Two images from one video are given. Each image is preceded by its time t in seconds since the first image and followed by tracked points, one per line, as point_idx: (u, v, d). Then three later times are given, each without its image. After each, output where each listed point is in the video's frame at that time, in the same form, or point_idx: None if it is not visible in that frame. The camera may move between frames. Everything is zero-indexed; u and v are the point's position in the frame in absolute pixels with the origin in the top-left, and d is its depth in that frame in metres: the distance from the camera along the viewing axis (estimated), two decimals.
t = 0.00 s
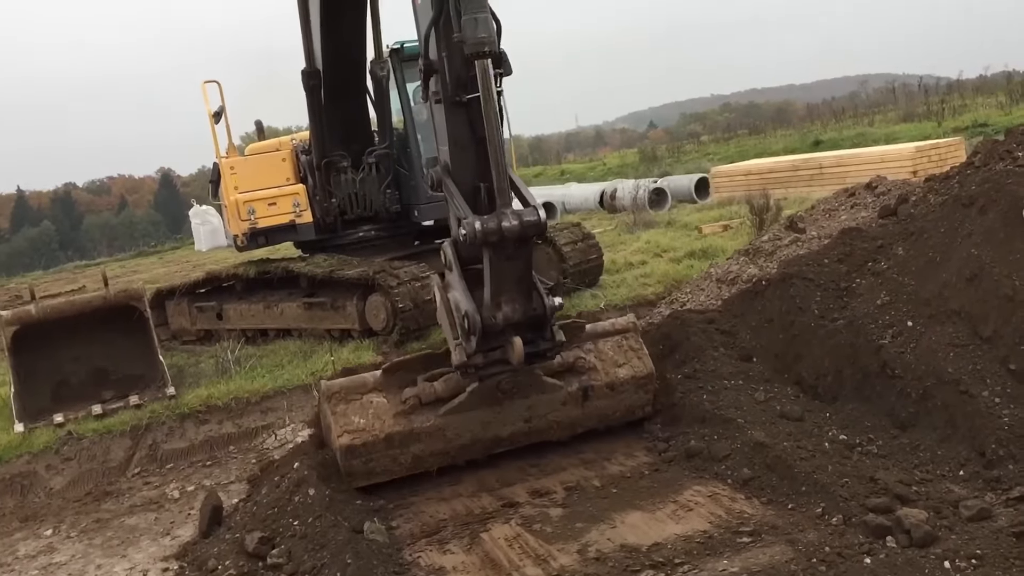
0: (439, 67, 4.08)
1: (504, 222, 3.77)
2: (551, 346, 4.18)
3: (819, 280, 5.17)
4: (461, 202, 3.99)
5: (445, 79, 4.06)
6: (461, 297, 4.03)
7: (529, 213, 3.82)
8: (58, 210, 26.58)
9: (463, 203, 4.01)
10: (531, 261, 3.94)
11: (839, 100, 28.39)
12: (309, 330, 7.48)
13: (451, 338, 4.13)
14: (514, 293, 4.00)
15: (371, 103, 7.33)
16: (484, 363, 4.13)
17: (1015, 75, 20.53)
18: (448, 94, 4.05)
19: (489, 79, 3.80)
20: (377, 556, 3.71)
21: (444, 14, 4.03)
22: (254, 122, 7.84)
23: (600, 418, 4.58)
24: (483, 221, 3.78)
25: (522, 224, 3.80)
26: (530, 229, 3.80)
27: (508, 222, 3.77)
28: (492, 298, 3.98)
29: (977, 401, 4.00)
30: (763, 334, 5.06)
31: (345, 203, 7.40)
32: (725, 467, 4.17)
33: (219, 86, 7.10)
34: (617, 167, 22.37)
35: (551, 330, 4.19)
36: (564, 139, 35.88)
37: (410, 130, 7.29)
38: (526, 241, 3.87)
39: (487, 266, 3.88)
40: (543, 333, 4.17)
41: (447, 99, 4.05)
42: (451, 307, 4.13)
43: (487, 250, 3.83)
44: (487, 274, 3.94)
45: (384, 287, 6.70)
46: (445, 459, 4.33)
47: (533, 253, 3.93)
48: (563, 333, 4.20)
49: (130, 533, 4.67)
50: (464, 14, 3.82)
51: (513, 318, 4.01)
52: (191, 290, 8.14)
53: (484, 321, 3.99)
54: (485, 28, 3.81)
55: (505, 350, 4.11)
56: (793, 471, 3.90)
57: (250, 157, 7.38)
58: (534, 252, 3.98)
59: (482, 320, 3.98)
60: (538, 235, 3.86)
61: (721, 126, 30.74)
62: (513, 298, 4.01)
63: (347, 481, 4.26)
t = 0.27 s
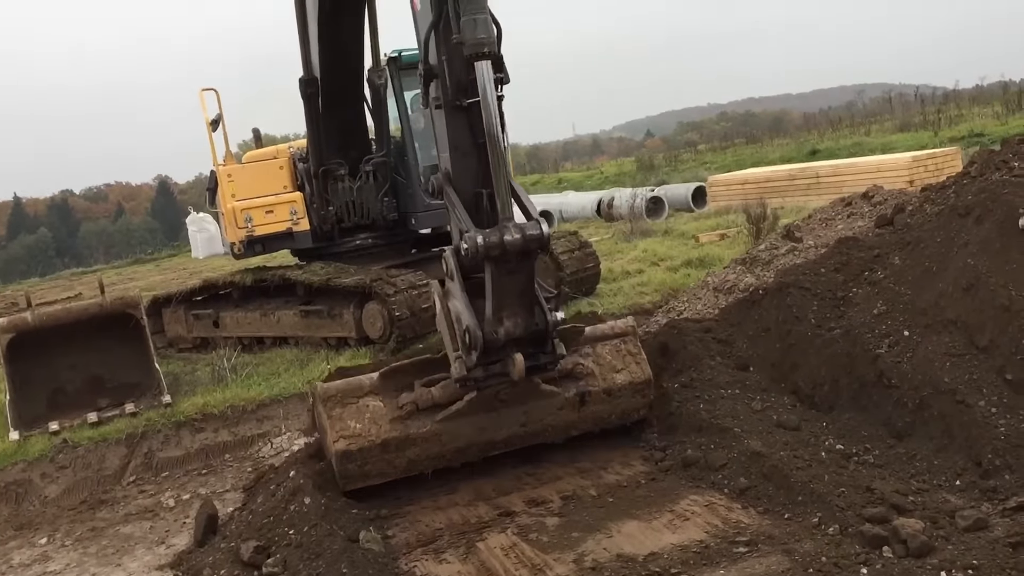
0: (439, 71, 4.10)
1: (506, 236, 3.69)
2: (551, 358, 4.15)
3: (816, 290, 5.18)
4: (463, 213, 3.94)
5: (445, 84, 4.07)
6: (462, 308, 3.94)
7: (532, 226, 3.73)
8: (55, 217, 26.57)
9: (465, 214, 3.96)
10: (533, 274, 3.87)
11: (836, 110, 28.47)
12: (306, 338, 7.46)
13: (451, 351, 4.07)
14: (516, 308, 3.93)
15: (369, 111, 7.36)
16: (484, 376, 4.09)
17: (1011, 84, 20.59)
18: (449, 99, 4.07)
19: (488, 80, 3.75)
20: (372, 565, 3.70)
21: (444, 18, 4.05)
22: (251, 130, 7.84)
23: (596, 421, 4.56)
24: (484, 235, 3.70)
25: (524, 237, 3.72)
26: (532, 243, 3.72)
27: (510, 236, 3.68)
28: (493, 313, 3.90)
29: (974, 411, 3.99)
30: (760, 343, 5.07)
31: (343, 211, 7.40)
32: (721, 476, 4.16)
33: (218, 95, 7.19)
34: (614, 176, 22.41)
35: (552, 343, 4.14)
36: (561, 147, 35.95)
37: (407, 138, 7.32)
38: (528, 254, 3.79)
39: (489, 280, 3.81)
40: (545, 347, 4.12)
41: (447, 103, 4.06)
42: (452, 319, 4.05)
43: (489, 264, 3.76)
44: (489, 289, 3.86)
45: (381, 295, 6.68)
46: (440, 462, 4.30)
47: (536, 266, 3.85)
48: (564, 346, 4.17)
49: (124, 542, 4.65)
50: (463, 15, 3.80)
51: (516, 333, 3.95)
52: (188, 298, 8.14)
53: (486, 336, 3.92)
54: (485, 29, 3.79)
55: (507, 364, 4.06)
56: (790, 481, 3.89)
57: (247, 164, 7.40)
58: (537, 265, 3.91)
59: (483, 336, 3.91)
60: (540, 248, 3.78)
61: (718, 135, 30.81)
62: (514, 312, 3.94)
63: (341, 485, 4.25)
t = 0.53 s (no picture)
0: (438, 76, 4.07)
1: (506, 249, 3.66)
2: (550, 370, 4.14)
3: (811, 298, 5.18)
4: (463, 224, 3.93)
5: (444, 88, 4.04)
6: (461, 319, 3.90)
7: (533, 240, 3.69)
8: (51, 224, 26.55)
9: (465, 224, 3.95)
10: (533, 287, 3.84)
11: (831, 119, 28.55)
12: (301, 346, 7.45)
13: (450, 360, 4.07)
14: (516, 322, 3.93)
15: (365, 118, 7.28)
16: (482, 387, 4.09)
17: (1006, 94, 20.66)
18: (448, 103, 4.03)
19: (485, 81, 3.72)
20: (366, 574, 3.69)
21: (443, 22, 4.03)
22: (249, 138, 7.86)
23: (588, 420, 4.58)
24: (484, 248, 3.66)
25: (525, 251, 3.67)
26: (532, 256, 3.68)
27: (510, 249, 3.64)
28: (493, 327, 3.90)
29: (969, 421, 3.98)
30: (756, 352, 5.07)
31: (339, 219, 7.41)
32: (717, 485, 4.15)
33: (213, 100, 7.24)
34: (610, 184, 22.43)
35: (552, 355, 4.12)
36: (558, 156, 36.01)
37: (404, 146, 7.30)
38: (528, 267, 3.75)
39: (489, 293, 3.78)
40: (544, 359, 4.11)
41: (446, 107, 4.03)
42: (450, 328, 4.03)
43: (489, 277, 3.74)
44: (489, 302, 3.86)
45: (377, 303, 6.66)
46: (433, 460, 4.32)
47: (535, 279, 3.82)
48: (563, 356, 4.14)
49: (118, 550, 4.64)
50: (461, 16, 3.78)
51: (515, 347, 3.95)
52: (183, 305, 8.13)
53: (486, 350, 3.92)
54: (483, 30, 3.76)
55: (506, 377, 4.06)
56: (785, 490, 3.88)
57: (243, 172, 7.41)
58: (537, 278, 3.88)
59: (483, 350, 3.91)
60: (540, 261, 3.74)
61: (714, 144, 30.88)
62: (514, 327, 3.94)
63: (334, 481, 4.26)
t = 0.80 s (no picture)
0: (436, 79, 4.03)
1: (504, 262, 3.65)
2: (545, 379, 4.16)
3: (805, 308, 5.19)
4: (461, 234, 3.85)
5: (442, 91, 3.99)
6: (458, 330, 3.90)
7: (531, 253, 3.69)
8: (46, 230, 26.51)
9: (463, 233, 3.87)
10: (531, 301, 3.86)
11: (827, 129, 28.63)
12: (295, 353, 7.43)
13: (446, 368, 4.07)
14: (513, 335, 3.93)
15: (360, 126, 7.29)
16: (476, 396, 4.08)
17: (1001, 105, 20.73)
18: (445, 106, 3.98)
19: (481, 82, 3.69)
20: None
21: (440, 25, 4.02)
22: (243, 145, 7.84)
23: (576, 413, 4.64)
24: (483, 261, 3.66)
25: (523, 264, 3.68)
26: (531, 270, 3.69)
27: (509, 263, 3.64)
28: (490, 340, 3.89)
29: (962, 431, 3.97)
30: (750, 361, 5.06)
31: (334, 226, 7.39)
32: (710, 495, 4.14)
33: (211, 109, 7.28)
34: (606, 193, 22.45)
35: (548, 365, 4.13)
36: (554, 164, 36.04)
37: (399, 154, 7.30)
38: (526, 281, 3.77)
39: (487, 307, 3.80)
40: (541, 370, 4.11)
41: (443, 110, 3.97)
42: (447, 337, 4.03)
43: (487, 292, 3.75)
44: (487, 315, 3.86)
45: (371, 311, 6.59)
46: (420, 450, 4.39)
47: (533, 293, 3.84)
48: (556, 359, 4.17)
49: (109, 557, 4.62)
50: (457, 16, 3.76)
51: (512, 360, 3.94)
52: (177, 311, 8.12)
53: (483, 363, 3.90)
54: (479, 30, 3.72)
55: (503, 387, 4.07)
56: (778, 500, 3.88)
57: (238, 179, 7.41)
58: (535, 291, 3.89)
59: (480, 362, 3.89)
60: (539, 274, 3.75)
61: (710, 153, 30.94)
62: (511, 339, 3.94)
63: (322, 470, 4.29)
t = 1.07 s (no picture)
0: (433, 83, 4.03)
1: (501, 274, 3.66)
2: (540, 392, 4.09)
3: (799, 319, 5.19)
4: (457, 244, 3.86)
5: (438, 95, 3.99)
6: (453, 339, 3.83)
7: (529, 266, 3.70)
8: (41, 236, 26.47)
9: (459, 243, 3.88)
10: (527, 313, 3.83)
11: (822, 140, 28.72)
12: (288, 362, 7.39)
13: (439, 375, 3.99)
14: (509, 347, 3.87)
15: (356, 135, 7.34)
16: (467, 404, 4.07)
17: (994, 118, 20.83)
18: (442, 110, 3.98)
19: (477, 84, 3.70)
20: None
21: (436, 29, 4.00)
22: (238, 154, 7.84)
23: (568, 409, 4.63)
24: (480, 274, 3.67)
25: (521, 276, 3.67)
26: (529, 282, 3.68)
27: (507, 275, 3.65)
28: (486, 351, 3.82)
29: (955, 443, 3.97)
30: (743, 372, 5.06)
31: (328, 234, 7.38)
32: (703, 506, 4.13)
33: (204, 116, 7.30)
34: (602, 202, 22.47)
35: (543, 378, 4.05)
36: (550, 173, 36.10)
37: (394, 162, 7.29)
38: (523, 292, 3.73)
39: (484, 318, 3.74)
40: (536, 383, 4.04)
41: (440, 114, 3.98)
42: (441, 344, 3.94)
43: (484, 302, 3.71)
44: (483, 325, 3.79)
45: (365, 319, 6.59)
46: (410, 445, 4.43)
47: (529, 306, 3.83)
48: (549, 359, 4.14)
49: (99, 567, 4.59)
50: (452, 19, 3.76)
51: (507, 372, 3.87)
52: (171, 319, 8.10)
53: (477, 374, 3.83)
54: (474, 33, 3.72)
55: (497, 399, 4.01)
56: (771, 512, 3.87)
57: (232, 188, 7.47)
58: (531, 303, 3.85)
59: (474, 373, 3.82)
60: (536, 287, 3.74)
61: (705, 163, 31.01)
62: (507, 351, 3.88)
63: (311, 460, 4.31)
